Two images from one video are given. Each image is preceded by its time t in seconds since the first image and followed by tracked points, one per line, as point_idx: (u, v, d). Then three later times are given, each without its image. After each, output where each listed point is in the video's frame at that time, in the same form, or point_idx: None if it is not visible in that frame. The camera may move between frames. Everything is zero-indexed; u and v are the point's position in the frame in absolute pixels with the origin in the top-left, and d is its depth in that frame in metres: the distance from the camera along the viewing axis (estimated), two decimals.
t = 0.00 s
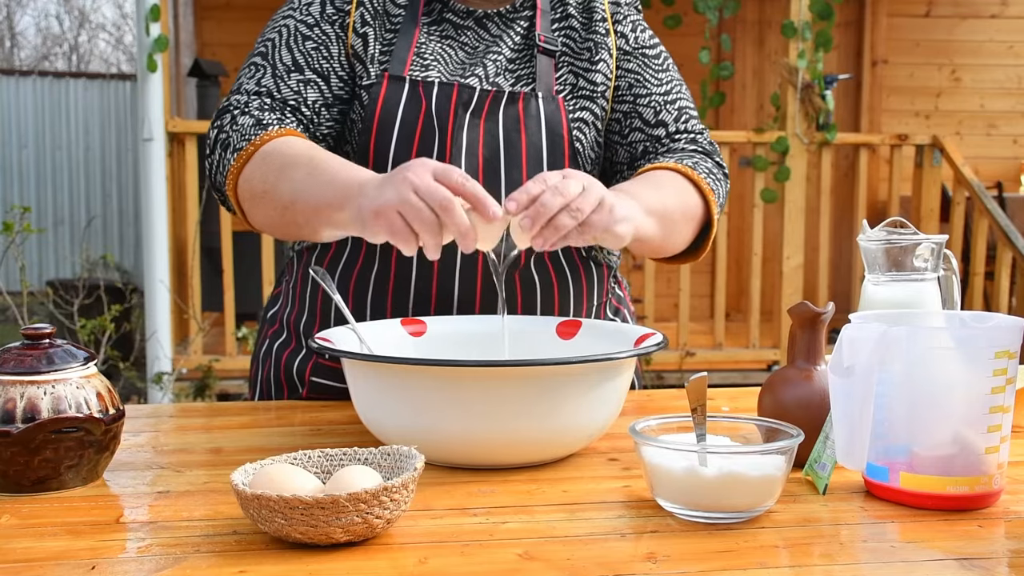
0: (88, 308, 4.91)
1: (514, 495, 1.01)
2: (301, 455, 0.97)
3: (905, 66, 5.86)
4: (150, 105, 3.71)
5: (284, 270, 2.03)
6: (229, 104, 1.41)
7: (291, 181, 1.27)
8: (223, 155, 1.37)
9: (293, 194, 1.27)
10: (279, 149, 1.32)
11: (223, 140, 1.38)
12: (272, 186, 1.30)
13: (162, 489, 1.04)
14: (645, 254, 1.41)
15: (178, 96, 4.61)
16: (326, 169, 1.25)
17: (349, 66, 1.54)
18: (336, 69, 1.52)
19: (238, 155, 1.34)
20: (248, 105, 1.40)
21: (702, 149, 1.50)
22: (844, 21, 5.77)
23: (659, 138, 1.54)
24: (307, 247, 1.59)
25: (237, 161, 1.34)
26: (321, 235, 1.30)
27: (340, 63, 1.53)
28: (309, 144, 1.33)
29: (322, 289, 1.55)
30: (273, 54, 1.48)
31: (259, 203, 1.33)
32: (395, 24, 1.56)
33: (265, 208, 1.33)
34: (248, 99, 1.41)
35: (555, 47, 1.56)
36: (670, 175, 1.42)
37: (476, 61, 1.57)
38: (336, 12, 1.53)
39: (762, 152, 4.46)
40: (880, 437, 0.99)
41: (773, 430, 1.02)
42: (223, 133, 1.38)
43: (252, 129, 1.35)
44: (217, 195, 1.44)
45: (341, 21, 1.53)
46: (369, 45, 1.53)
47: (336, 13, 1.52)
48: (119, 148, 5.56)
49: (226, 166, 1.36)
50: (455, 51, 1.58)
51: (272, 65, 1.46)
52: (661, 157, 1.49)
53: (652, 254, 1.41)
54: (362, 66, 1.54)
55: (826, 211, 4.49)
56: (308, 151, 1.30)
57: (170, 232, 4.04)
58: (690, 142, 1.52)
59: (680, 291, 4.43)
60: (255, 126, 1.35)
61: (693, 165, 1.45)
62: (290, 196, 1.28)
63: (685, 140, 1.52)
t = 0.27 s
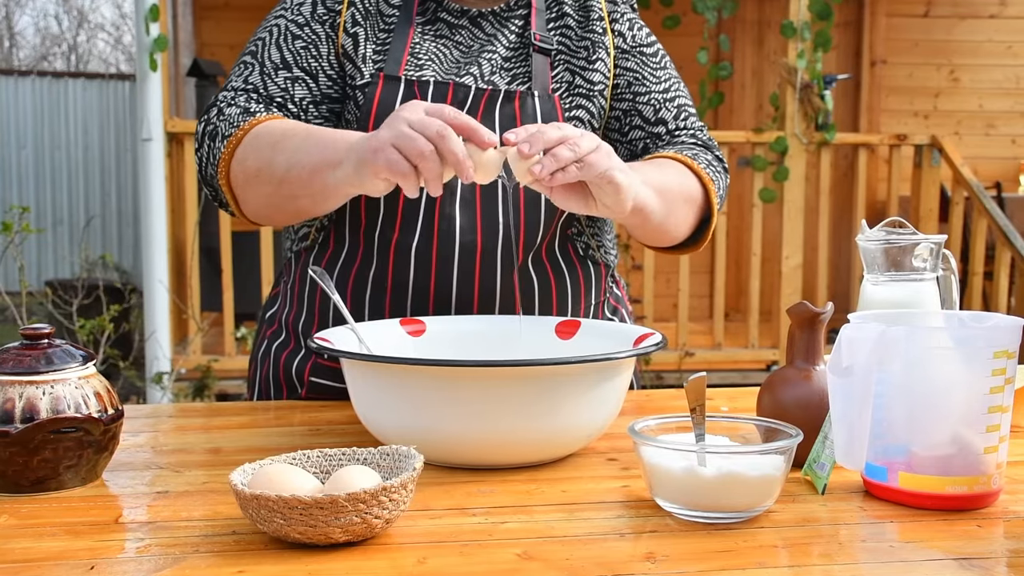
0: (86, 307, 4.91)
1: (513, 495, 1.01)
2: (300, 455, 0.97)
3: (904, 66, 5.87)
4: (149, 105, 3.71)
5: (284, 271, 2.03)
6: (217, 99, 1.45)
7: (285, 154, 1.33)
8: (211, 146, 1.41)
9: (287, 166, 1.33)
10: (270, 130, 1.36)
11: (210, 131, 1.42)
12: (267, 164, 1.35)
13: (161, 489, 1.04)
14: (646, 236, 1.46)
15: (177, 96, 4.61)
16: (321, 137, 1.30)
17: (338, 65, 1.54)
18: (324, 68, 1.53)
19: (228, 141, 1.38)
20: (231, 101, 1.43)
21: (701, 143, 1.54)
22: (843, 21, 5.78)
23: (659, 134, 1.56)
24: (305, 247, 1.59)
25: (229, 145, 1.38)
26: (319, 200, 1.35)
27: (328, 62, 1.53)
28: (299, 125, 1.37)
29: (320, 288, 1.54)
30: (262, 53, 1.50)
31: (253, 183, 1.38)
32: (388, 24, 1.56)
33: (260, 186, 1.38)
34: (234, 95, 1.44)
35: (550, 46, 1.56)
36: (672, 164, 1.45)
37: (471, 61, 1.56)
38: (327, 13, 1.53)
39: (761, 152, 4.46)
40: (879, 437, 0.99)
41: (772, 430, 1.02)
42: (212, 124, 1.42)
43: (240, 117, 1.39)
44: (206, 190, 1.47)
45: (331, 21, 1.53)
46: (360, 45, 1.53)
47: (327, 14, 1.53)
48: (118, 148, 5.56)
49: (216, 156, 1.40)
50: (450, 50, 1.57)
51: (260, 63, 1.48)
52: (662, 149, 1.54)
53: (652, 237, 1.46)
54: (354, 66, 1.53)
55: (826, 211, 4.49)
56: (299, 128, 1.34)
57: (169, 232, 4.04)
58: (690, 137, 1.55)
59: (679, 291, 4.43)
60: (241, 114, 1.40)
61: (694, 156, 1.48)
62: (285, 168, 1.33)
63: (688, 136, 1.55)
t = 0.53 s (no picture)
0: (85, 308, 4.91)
1: (512, 495, 1.01)
2: (299, 455, 0.97)
3: (903, 66, 5.87)
4: (148, 104, 3.70)
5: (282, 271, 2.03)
6: (222, 115, 1.43)
7: (296, 199, 1.30)
8: (219, 168, 1.39)
9: (302, 212, 1.31)
10: (272, 159, 1.34)
11: (217, 152, 1.40)
12: (277, 202, 1.33)
13: (160, 489, 1.04)
14: (612, 270, 1.41)
15: (176, 96, 4.61)
16: (321, 172, 1.28)
17: (341, 69, 1.53)
18: (327, 73, 1.52)
19: (236, 168, 1.36)
20: (238, 118, 1.41)
21: (683, 174, 1.53)
22: (842, 21, 5.78)
23: (644, 152, 1.57)
24: (303, 248, 1.59)
25: (235, 174, 1.36)
26: (336, 237, 1.33)
27: (330, 67, 1.52)
28: (300, 147, 1.35)
29: (318, 287, 1.54)
30: (264, 62, 1.48)
31: (264, 217, 1.37)
32: (387, 25, 1.55)
33: (270, 221, 1.36)
34: (240, 111, 1.43)
35: (548, 47, 1.56)
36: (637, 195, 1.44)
37: (469, 62, 1.56)
38: (326, 17, 1.52)
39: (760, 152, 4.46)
40: (878, 437, 0.99)
41: (771, 429, 1.02)
42: (218, 146, 1.41)
43: (245, 139, 1.37)
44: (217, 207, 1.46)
45: (331, 25, 1.52)
46: (361, 48, 1.53)
47: (326, 18, 1.51)
48: (117, 147, 5.56)
49: (225, 180, 1.38)
50: (447, 50, 1.57)
51: (263, 73, 1.47)
52: (638, 177, 1.52)
53: (619, 268, 1.42)
54: (354, 68, 1.53)
55: (825, 212, 4.49)
56: (298, 159, 1.32)
57: (169, 232, 4.04)
58: (673, 162, 1.55)
59: (678, 290, 4.42)
60: (247, 136, 1.37)
61: (670, 192, 1.47)
62: (300, 212, 1.31)
63: (668, 166, 1.54)
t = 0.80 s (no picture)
0: (84, 308, 4.91)
1: (511, 495, 1.01)
2: (297, 455, 0.97)
3: (902, 66, 5.87)
4: (147, 104, 3.70)
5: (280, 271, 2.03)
6: (220, 122, 1.43)
7: (300, 211, 1.30)
8: (222, 179, 1.39)
9: (307, 224, 1.30)
10: (276, 171, 1.34)
11: (218, 162, 1.41)
12: (281, 213, 1.33)
13: (159, 489, 1.03)
14: (601, 273, 1.41)
15: (174, 96, 4.61)
16: (326, 185, 1.28)
17: (338, 71, 1.53)
18: (325, 76, 1.51)
19: (239, 179, 1.36)
20: (238, 124, 1.42)
21: (678, 179, 1.54)
22: (840, 21, 5.79)
23: (641, 154, 1.57)
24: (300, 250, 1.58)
25: (239, 185, 1.36)
26: (340, 249, 1.32)
27: (328, 70, 1.52)
28: (305, 158, 1.35)
29: (316, 287, 1.54)
30: (261, 66, 1.47)
31: (269, 227, 1.37)
32: (383, 26, 1.55)
33: (276, 232, 1.37)
34: (239, 116, 1.43)
35: (546, 46, 1.56)
36: (628, 197, 1.45)
37: (466, 62, 1.56)
38: (323, 19, 1.51)
39: (759, 152, 4.46)
40: (877, 437, 0.99)
41: (769, 429, 1.02)
42: (218, 155, 1.41)
43: (247, 148, 1.37)
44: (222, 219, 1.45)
45: (328, 28, 1.52)
46: (358, 49, 1.52)
47: (323, 20, 1.51)
48: (116, 147, 5.55)
49: (228, 191, 1.38)
50: (444, 51, 1.57)
51: (261, 78, 1.46)
52: (632, 180, 1.52)
53: (608, 271, 1.42)
54: (351, 70, 1.53)
55: (824, 211, 4.49)
56: (303, 171, 1.32)
57: (167, 231, 4.03)
58: (668, 166, 1.55)
59: (677, 290, 4.42)
60: (249, 145, 1.38)
61: (664, 198, 1.48)
62: (305, 224, 1.31)
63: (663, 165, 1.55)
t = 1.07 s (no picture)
0: (82, 308, 4.91)
1: (510, 495, 1.01)
2: (296, 455, 0.97)
3: (900, 66, 5.88)
4: (145, 105, 3.70)
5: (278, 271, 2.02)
6: (205, 121, 1.41)
7: (262, 203, 1.25)
8: (196, 173, 1.37)
9: (268, 217, 1.25)
10: (244, 163, 1.31)
11: (195, 158, 1.38)
12: (248, 206, 1.29)
13: (157, 489, 1.03)
14: (597, 287, 1.41)
15: (173, 96, 4.60)
16: (285, 176, 1.24)
17: (330, 78, 1.52)
18: (316, 81, 1.50)
19: (212, 172, 1.34)
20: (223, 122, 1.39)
21: (676, 189, 1.54)
22: (838, 21, 5.79)
23: (640, 162, 1.58)
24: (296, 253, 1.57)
25: (212, 177, 1.34)
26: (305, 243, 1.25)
27: (320, 75, 1.50)
28: (271, 150, 1.32)
29: (313, 286, 1.53)
30: (250, 67, 1.46)
31: (242, 223, 1.32)
32: (378, 32, 1.54)
33: (246, 226, 1.32)
34: (223, 116, 1.40)
35: (544, 51, 1.56)
36: (628, 210, 1.45)
37: (464, 69, 1.56)
38: (316, 22, 1.50)
39: (757, 153, 4.46)
40: (875, 436, 0.99)
41: (767, 429, 1.02)
42: (197, 151, 1.38)
43: (222, 143, 1.35)
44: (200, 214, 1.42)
45: (321, 31, 1.50)
46: (351, 56, 1.51)
47: (316, 24, 1.49)
48: (114, 147, 5.55)
49: (201, 184, 1.36)
50: (442, 57, 1.57)
51: (250, 79, 1.44)
52: (633, 191, 1.52)
53: (605, 285, 1.42)
54: (345, 78, 1.51)
55: (822, 211, 4.49)
56: (265, 162, 1.28)
57: (165, 231, 4.03)
58: (667, 176, 1.56)
59: (675, 290, 4.42)
60: (224, 139, 1.35)
61: (664, 211, 1.48)
62: (268, 217, 1.25)
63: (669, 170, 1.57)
